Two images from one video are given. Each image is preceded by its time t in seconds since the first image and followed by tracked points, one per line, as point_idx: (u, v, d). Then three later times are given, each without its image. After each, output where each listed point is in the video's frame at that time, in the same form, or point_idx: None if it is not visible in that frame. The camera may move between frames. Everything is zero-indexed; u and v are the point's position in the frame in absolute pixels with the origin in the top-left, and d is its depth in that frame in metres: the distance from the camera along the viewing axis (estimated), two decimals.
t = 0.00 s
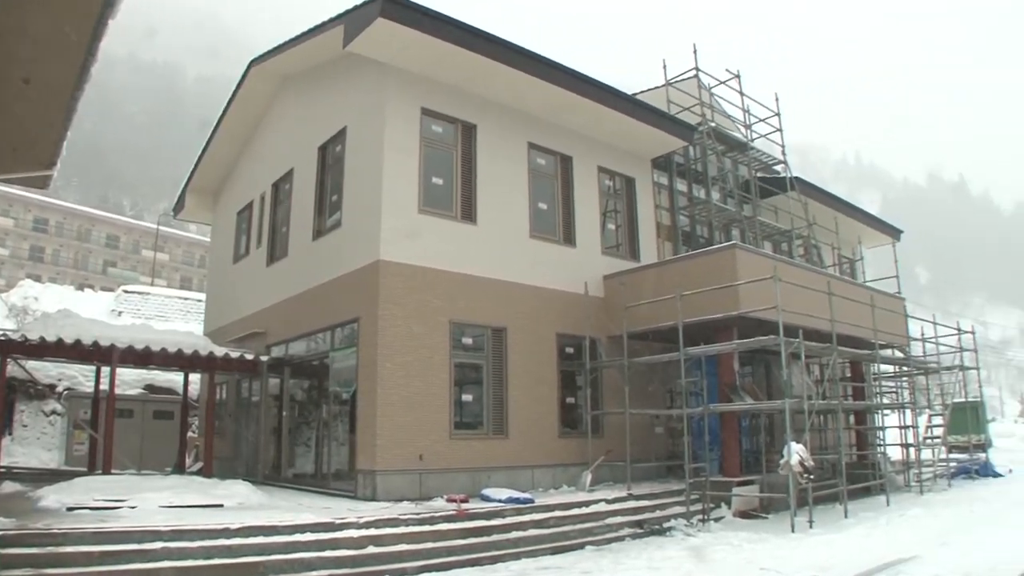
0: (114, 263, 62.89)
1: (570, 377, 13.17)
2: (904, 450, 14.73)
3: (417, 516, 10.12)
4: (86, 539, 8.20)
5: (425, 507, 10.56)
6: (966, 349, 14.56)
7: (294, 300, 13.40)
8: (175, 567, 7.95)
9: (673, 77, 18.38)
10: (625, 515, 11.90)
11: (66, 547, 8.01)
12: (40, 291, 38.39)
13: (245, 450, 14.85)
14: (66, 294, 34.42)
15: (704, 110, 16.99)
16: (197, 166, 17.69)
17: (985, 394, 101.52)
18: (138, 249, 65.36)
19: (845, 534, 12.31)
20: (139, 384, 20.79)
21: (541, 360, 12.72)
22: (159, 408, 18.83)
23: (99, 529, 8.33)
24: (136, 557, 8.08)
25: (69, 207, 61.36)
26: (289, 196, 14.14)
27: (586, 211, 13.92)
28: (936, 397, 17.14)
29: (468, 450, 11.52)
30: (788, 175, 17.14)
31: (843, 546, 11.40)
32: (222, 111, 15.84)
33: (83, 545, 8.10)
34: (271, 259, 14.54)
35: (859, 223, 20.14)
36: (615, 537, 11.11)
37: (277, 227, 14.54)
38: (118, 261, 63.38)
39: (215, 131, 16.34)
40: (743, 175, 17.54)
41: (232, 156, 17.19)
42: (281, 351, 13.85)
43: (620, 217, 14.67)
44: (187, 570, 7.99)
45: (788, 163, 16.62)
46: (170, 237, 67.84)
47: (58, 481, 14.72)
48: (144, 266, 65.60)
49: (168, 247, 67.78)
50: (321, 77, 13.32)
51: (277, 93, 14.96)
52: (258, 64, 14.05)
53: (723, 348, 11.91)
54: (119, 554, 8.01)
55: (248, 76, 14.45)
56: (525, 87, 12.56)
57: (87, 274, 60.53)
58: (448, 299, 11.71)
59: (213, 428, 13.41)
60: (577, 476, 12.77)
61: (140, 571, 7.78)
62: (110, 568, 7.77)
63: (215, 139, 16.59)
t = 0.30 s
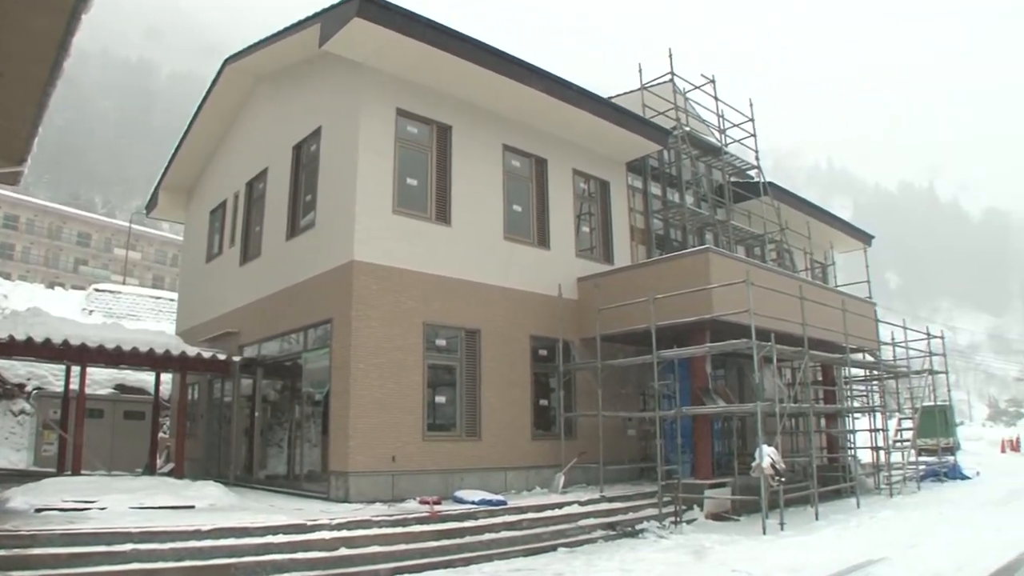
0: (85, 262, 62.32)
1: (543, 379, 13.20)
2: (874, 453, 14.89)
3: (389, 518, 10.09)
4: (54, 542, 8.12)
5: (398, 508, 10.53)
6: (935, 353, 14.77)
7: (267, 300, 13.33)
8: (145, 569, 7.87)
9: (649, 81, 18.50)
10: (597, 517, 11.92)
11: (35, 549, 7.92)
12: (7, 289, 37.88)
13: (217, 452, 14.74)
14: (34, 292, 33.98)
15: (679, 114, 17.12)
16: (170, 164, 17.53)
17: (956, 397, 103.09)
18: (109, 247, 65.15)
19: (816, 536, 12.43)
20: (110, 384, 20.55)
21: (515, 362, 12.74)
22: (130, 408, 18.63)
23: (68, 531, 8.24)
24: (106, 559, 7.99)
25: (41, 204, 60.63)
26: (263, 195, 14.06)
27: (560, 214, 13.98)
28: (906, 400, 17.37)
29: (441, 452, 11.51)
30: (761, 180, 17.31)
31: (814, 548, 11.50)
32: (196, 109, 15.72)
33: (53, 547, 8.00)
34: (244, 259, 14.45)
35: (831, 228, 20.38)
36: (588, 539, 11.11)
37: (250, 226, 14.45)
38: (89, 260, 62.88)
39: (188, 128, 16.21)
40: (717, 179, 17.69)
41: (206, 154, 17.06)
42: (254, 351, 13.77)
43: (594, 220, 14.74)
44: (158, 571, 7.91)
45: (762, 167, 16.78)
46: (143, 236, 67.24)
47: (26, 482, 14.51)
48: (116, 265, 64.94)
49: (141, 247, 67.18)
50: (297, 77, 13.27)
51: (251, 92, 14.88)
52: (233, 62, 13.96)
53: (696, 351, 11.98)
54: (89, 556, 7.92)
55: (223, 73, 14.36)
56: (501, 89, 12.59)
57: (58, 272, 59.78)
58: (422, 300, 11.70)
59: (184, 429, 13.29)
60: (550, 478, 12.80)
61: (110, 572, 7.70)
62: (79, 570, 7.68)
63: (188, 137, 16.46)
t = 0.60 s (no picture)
0: (67, 262, 61.87)
1: (526, 381, 13.21)
2: (856, 456, 14.98)
3: (371, 520, 10.05)
4: (34, 544, 8.04)
5: (380, 510, 10.50)
6: (916, 357, 14.88)
7: (249, 301, 13.28)
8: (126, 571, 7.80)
9: (634, 85, 18.56)
10: (580, 520, 11.94)
11: (14, 551, 7.83)
12: None
13: (198, 453, 14.67)
14: (14, 292, 33.68)
15: (663, 118, 17.21)
16: (153, 163, 17.43)
17: (938, 400, 103.96)
18: (91, 246, 64.74)
19: (798, 538, 12.49)
20: (91, 384, 20.40)
21: (498, 364, 12.76)
22: (112, 409, 18.51)
23: (48, 533, 8.16)
24: (87, 561, 7.92)
25: (23, 203, 60.10)
26: (247, 196, 14.01)
27: (544, 217, 14.01)
28: (886, 403, 17.50)
29: (424, 454, 11.50)
30: (744, 184, 17.43)
31: (795, 550, 11.55)
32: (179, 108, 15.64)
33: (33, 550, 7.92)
34: (227, 259, 14.39)
35: (814, 232, 20.53)
36: (571, 541, 11.12)
37: (234, 227, 14.40)
38: (71, 259, 62.49)
39: (172, 128, 16.12)
40: (700, 183, 17.80)
41: (189, 154, 16.98)
42: (236, 352, 13.71)
43: (578, 222, 14.78)
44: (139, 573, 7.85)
45: (745, 171, 16.89)
46: (126, 235, 66.77)
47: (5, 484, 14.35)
48: (98, 264, 64.43)
49: (123, 246, 66.74)
50: (281, 77, 13.24)
51: (236, 91, 14.83)
52: (217, 61, 13.90)
53: (679, 354, 12.03)
54: (69, 558, 7.85)
55: (207, 72, 14.30)
56: (485, 91, 12.61)
57: (38, 271, 59.23)
58: (406, 302, 11.69)
59: (166, 430, 13.20)
60: (532, 480, 12.81)
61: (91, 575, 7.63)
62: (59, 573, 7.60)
63: (171, 136, 16.38)
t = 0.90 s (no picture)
0: (51, 262, 61.38)
1: (511, 382, 13.23)
2: (839, 457, 15.08)
3: (355, 521, 10.03)
4: (15, 545, 7.97)
5: (365, 512, 10.48)
6: (899, 360, 14.98)
7: (234, 301, 13.24)
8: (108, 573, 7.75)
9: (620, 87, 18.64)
10: (564, 521, 11.96)
11: None
12: None
13: (182, 454, 14.61)
14: None
15: (649, 120, 17.27)
16: (137, 161, 17.33)
17: (922, 402, 104.71)
18: (75, 245, 64.25)
19: (782, 540, 12.56)
20: (74, 383, 20.27)
21: (484, 365, 12.77)
22: (95, 408, 18.42)
23: (29, 534, 8.09)
24: (69, 562, 7.86)
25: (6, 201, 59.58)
26: (232, 195, 13.97)
27: (530, 218, 14.04)
28: (870, 405, 17.63)
29: (408, 455, 11.49)
30: (730, 187, 17.52)
31: (779, 551, 11.62)
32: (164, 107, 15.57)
33: (14, 551, 7.86)
34: (212, 259, 14.34)
35: (798, 235, 20.66)
36: (556, 542, 11.13)
37: (219, 226, 14.35)
38: (55, 258, 62.03)
39: (156, 126, 16.05)
40: (686, 185, 17.88)
41: (174, 153, 16.90)
42: (220, 353, 13.67)
43: (563, 224, 14.82)
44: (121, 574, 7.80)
45: (730, 174, 16.99)
46: (111, 234, 66.33)
47: None
48: (82, 263, 63.95)
49: (108, 245, 66.29)
50: (267, 76, 13.21)
51: (221, 90, 14.78)
52: (203, 59, 13.85)
53: (664, 355, 12.07)
54: (51, 559, 7.79)
55: (193, 71, 14.24)
56: (472, 92, 12.62)
57: (21, 270, 58.70)
58: (392, 304, 11.69)
59: (149, 431, 13.14)
60: (517, 481, 12.83)
61: None
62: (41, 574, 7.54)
63: (156, 134, 16.30)
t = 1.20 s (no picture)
0: (40, 261, 61.05)
1: (501, 383, 13.25)
2: (828, 459, 15.14)
3: (344, 521, 10.01)
4: (2, 546, 7.92)
5: (353, 512, 10.46)
6: (887, 362, 15.04)
7: (223, 300, 13.21)
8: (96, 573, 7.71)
9: (611, 89, 18.67)
10: (553, 522, 11.97)
11: None
12: None
13: (170, 454, 14.56)
14: None
15: (640, 121, 17.32)
16: (126, 160, 17.27)
17: (911, 404, 105.25)
18: (64, 244, 63.92)
19: (770, 541, 12.61)
20: (62, 383, 20.20)
21: (473, 366, 12.78)
22: (83, 408, 18.36)
23: (16, 535, 8.04)
24: (56, 563, 7.82)
25: None
26: (221, 195, 13.93)
27: (519, 219, 14.06)
28: (858, 407, 17.71)
29: (397, 456, 11.48)
30: (719, 189, 17.59)
31: (767, 552, 11.65)
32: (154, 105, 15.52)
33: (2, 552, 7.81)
34: (201, 258, 14.31)
35: (788, 237, 20.74)
36: (545, 543, 11.13)
37: (208, 226, 14.31)
38: (43, 257, 61.72)
39: (146, 125, 15.99)
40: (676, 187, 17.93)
41: (163, 152, 16.85)
42: (209, 353, 13.63)
43: (553, 225, 14.84)
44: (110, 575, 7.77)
45: (720, 176, 17.06)
46: (100, 233, 66.02)
47: None
48: (70, 262, 63.62)
49: (98, 245, 65.97)
50: (258, 76, 13.19)
51: (211, 89, 14.75)
52: (193, 58, 13.82)
53: (653, 356, 12.09)
54: (38, 560, 7.74)
55: (183, 69, 14.20)
56: (462, 93, 12.63)
57: (9, 270, 58.34)
58: (381, 304, 11.69)
59: (138, 431, 13.10)
60: (506, 482, 12.84)
61: None
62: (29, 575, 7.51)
63: (145, 133, 16.24)
